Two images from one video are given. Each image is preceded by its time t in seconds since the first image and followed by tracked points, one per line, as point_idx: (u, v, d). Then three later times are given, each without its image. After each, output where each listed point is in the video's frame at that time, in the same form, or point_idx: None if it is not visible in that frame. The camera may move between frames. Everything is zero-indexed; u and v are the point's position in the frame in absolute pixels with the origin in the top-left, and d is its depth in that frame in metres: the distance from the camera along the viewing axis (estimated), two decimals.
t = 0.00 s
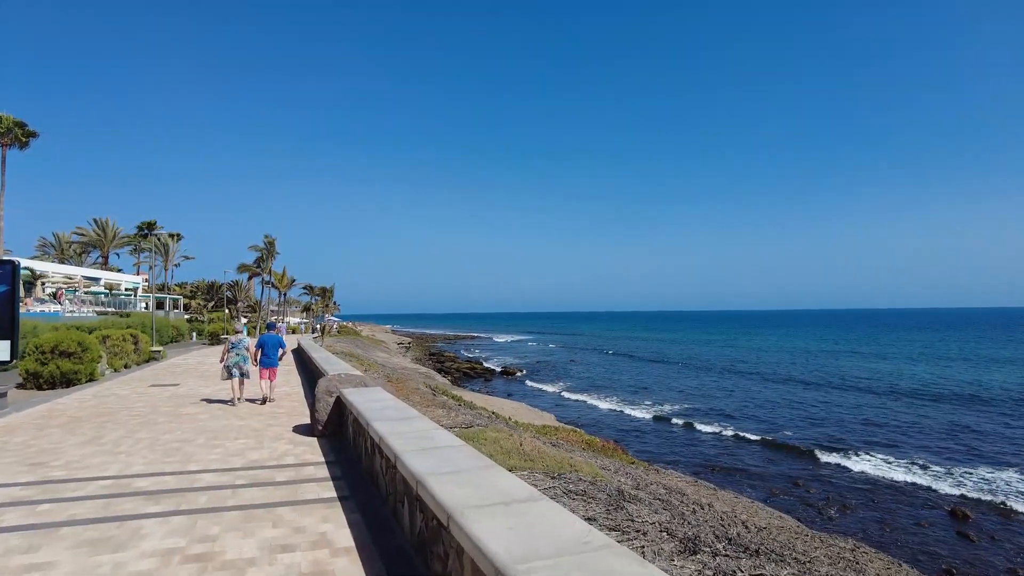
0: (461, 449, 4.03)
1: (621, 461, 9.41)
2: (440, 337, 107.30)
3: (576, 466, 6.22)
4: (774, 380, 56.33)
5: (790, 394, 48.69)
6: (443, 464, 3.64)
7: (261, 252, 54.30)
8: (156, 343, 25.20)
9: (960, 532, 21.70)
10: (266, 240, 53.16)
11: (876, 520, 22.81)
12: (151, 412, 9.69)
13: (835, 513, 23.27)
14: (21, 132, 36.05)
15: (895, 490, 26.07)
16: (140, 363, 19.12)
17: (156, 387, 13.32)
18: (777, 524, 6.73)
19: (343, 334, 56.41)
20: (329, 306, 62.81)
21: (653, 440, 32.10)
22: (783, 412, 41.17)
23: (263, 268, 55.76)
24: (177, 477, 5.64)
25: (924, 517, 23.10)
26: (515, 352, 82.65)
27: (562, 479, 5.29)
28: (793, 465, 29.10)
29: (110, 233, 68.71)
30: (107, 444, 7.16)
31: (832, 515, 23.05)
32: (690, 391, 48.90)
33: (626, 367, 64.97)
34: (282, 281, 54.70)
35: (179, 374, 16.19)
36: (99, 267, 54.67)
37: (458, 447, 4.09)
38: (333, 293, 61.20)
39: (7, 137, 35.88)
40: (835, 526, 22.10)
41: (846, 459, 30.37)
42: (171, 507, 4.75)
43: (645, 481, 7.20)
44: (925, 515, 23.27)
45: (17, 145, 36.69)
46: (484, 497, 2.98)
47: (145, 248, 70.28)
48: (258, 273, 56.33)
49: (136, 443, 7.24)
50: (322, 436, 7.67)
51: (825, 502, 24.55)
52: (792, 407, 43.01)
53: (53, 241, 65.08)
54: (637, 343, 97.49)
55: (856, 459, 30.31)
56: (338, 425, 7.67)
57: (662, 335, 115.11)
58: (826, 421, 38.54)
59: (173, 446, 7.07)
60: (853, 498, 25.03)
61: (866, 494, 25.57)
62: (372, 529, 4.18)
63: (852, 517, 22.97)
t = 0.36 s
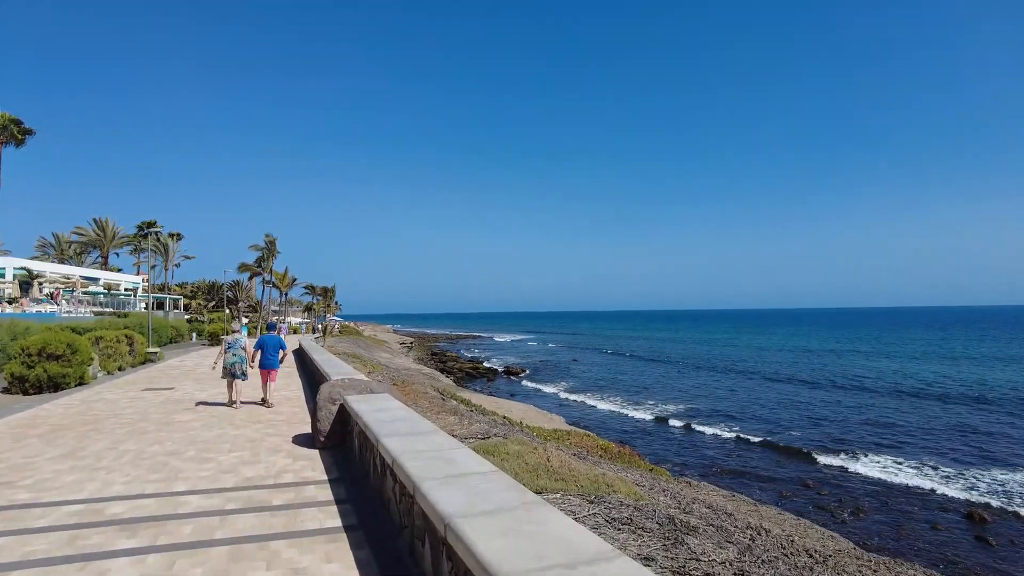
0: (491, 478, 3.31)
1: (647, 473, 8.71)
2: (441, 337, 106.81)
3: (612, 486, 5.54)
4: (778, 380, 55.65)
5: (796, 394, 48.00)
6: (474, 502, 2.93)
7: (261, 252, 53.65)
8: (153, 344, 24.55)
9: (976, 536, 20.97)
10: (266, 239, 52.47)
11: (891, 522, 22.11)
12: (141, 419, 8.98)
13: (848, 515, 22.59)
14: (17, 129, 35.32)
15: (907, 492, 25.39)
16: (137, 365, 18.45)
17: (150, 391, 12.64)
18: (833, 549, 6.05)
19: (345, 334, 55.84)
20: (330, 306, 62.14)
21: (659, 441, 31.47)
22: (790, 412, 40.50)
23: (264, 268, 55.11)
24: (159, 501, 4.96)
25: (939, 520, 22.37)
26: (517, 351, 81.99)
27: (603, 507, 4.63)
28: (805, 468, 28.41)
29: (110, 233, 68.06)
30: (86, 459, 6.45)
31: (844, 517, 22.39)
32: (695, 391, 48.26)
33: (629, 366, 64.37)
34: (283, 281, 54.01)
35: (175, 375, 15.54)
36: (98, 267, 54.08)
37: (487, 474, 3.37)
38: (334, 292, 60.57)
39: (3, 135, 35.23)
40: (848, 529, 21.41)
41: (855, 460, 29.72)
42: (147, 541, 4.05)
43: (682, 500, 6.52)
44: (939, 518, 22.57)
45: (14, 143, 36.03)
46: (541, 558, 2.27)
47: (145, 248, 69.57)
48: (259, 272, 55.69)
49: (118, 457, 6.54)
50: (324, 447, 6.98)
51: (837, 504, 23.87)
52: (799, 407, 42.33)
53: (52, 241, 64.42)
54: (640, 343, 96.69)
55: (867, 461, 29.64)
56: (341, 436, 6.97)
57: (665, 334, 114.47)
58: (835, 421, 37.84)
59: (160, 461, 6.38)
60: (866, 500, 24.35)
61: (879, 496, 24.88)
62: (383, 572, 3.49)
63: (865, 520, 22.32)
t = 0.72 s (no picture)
0: (550, 527, 2.62)
1: (678, 485, 8.03)
2: (443, 337, 106.19)
3: (661, 512, 4.90)
4: (784, 381, 54.96)
5: (803, 395, 47.30)
6: (534, 564, 2.24)
7: (262, 252, 53.00)
8: (150, 346, 23.87)
9: (996, 540, 20.23)
10: (267, 240, 51.78)
11: (907, 526, 21.37)
12: (129, 429, 8.28)
13: (863, 519, 21.85)
14: (12, 128, 34.65)
15: (922, 495, 24.66)
16: (132, 369, 17.78)
17: (142, 396, 11.95)
18: None
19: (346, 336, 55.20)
20: (332, 307, 61.51)
21: (666, 444, 30.78)
22: (798, 414, 39.80)
23: (264, 268, 54.48)
24: (137, 533, 4.26)
25: (955, 524, 21.63)
26: (519, 352, 81.30)
27: (663, 542, 3.98)
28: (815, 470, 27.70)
29: (110, 234, 67.38)
30: (62, 479, 5.75)
31: (858, 520, 21.66)
32: (700, 392, 47.58)
33: (632, 367, 63.73)
34: (284, 282, 53.27)
35: (171, 380, 14.87)
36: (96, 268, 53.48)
37: (542, 519, 2.70)
38: (336, 293, 59.89)
39: None
40: (865, 534, 20.65)
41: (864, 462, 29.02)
42: None
43: (731, 523, 5.85)
44: (958, 522, 21.82)
45: (10, 142, 35.39)
46: None
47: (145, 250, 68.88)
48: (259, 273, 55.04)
49: (96, 477, 5.82)
50: (326, 463, 6.26)
51: (850, 507, 23.13)
52: (806, 408, 41.65)
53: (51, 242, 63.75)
54: (643, 343, 96.04)
55: (876, 464, 28.94)
56: (347, 451, 6.24)
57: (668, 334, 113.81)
58: (844, 423, 37.13)
59: (143, 481, 5.68)
60: (881, 503, 23.62)
61: (895, 499, 24.15)
62: None
63: (880, 523, 21.60)
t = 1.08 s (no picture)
0: None
1: (727, 502, 7.30)
2: (453, 338, 105.76)
3: (742, 547, 4.21)
4: (800, 382, 53.86)
5: (820, 396, 46.26)
6: None
7: (272, 253, 52.61)
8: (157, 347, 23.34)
9: None
10: (277, 240, 51.35)
11: (936, 533, 20.31)
12: (127, 440, 7.61)
13: (890, 524, 20.85)
14: (22, 128, 34.26)
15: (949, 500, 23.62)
16: (139, 372, 17.21)
17: (146, 402, 11.30)
18: None
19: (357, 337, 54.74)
20: (342, 308, 61.07)
21: (682, 448, 29.92)
22: (817, 416, 38.79)
23: (274, 269, 54.05)
24: None
25: (987, 530, 20.52)
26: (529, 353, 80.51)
27: None
28: (834, 474, 26.74)
29: (120, 235, 67.31)
30: (42, 501, 5.05)
31: (884, 526, 20.70)
32: (715, 394, 46.66)
33: (645, 368, 62.80)
34: (295, 283, 52.85)
35: (177, 384, 14.23)
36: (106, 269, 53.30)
37: None
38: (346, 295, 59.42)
39: (8, 134, 34.23)
40: (892, 541, 19.66)
41: (886, 466, 28.02)
42: None
43: (806, 552, 5.15)
44: (990, 528, 20.74)
45: (19, 142, 35.05)
46: None
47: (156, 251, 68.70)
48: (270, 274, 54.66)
49: (84, 499, 5.14)
50: (342, 482, 5.53)
51: (875, 512, 22.15)
52: (824, 411, 40.65)
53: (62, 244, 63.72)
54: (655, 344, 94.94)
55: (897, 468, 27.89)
56: (366, 468, 5.52)
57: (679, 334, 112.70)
58: (865, 425, 36.08)
59: (136, 504, 4.98)
60: (907, 508, 22.58)
61: (922, 504, 23.06)
62: None
63: (909, 528, 20.63)
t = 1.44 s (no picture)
0: None
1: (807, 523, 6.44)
2: (481, 338, 105.45)
3: None
4: (840, 383, 51.80)
5: (862, 398, 44.34)
6: None
7: (302, 255, 52.79)
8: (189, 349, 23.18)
9: None
10: (308, 242, 51.47)
11: (996, 544, 18.69)
12: (151, 452, 7.05)
13: (946, 533, 19.33)
14: (57, 133, 34.77)
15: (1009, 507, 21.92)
16: (170, 375, 16.91)
17: (174, 407, 10.83)
18: None
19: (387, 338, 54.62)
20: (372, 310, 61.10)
21: (719, 452, 28.76)
22: (860, 419, 37.03)
23: (305, 270, 54.29)
24: None
25: None
26: (558, 354, 79.62)
27: None
28: (879, 478, 25.25)
29: (155, 239, 68.48)
30: (50, 527, 4.47)
31: (939, 534, 19.26)
32: (752, 396, 45.15)
33: (677, 369, 61.32)
34: (326, 284, 52.87)
35: (206, 387, 13.80)
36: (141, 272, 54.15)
37: None
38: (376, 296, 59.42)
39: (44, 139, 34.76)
40: (947, 550, 18.21)
41: (936, 472, 26.35)
42: None
43: None
44: None
45: (55, 147, 35.55)
46: None
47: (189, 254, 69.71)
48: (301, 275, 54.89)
49: (96, 525, 4.54)
50: (382, 504, 4.82)
51: (928, 519, 20.66)
52: (867, 413, 38.87)
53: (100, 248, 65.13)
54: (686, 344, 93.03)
55: (947, 474, 26.22)
56: (411, 488, 4.81)
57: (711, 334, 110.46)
58: (912, 429, 34.25)
59: (152, 532, 4.36)
60: (963, 518, 20.91)
61: (978, 514, 21.31)
62: None
63: (967, 537, 19.16)
